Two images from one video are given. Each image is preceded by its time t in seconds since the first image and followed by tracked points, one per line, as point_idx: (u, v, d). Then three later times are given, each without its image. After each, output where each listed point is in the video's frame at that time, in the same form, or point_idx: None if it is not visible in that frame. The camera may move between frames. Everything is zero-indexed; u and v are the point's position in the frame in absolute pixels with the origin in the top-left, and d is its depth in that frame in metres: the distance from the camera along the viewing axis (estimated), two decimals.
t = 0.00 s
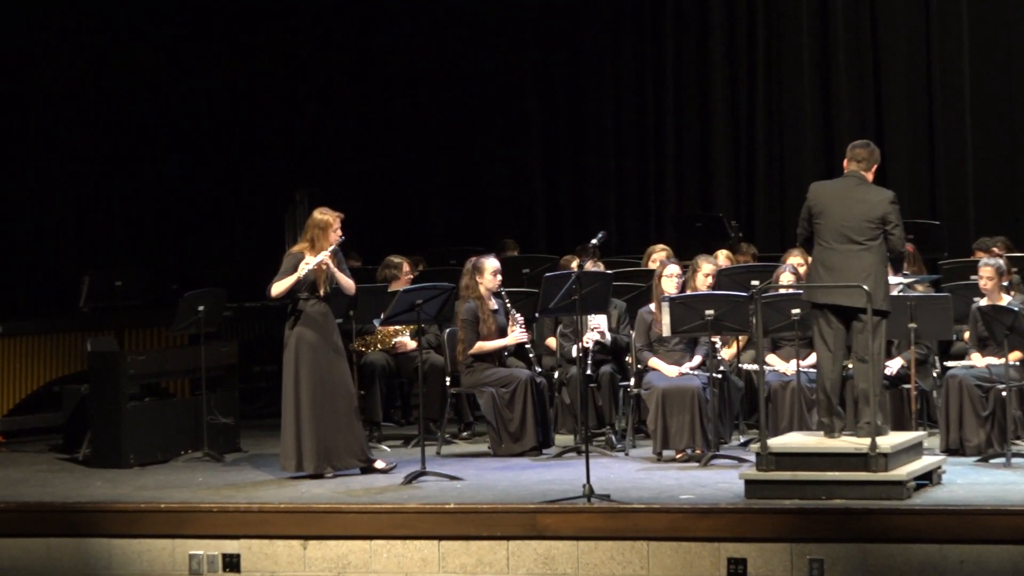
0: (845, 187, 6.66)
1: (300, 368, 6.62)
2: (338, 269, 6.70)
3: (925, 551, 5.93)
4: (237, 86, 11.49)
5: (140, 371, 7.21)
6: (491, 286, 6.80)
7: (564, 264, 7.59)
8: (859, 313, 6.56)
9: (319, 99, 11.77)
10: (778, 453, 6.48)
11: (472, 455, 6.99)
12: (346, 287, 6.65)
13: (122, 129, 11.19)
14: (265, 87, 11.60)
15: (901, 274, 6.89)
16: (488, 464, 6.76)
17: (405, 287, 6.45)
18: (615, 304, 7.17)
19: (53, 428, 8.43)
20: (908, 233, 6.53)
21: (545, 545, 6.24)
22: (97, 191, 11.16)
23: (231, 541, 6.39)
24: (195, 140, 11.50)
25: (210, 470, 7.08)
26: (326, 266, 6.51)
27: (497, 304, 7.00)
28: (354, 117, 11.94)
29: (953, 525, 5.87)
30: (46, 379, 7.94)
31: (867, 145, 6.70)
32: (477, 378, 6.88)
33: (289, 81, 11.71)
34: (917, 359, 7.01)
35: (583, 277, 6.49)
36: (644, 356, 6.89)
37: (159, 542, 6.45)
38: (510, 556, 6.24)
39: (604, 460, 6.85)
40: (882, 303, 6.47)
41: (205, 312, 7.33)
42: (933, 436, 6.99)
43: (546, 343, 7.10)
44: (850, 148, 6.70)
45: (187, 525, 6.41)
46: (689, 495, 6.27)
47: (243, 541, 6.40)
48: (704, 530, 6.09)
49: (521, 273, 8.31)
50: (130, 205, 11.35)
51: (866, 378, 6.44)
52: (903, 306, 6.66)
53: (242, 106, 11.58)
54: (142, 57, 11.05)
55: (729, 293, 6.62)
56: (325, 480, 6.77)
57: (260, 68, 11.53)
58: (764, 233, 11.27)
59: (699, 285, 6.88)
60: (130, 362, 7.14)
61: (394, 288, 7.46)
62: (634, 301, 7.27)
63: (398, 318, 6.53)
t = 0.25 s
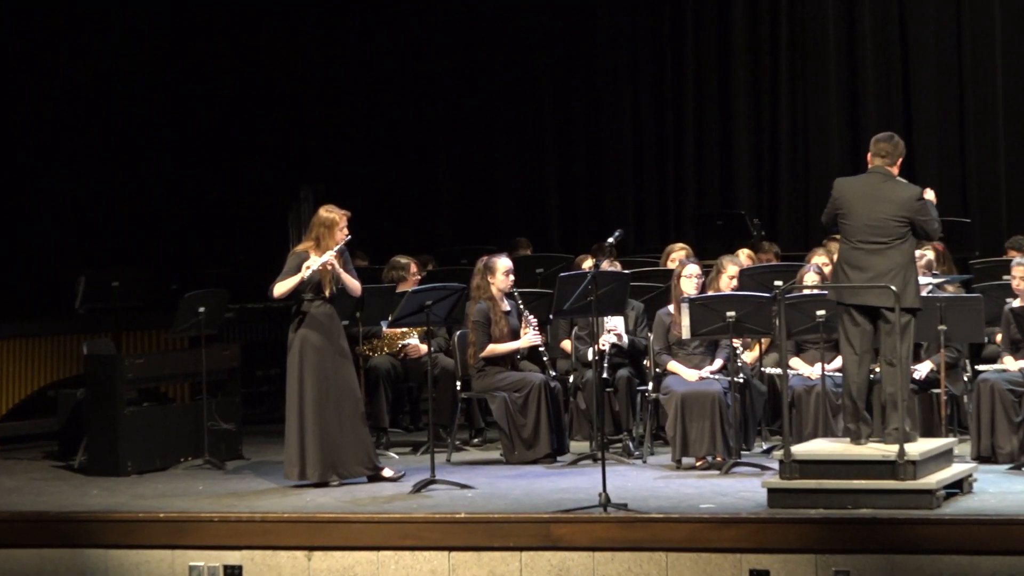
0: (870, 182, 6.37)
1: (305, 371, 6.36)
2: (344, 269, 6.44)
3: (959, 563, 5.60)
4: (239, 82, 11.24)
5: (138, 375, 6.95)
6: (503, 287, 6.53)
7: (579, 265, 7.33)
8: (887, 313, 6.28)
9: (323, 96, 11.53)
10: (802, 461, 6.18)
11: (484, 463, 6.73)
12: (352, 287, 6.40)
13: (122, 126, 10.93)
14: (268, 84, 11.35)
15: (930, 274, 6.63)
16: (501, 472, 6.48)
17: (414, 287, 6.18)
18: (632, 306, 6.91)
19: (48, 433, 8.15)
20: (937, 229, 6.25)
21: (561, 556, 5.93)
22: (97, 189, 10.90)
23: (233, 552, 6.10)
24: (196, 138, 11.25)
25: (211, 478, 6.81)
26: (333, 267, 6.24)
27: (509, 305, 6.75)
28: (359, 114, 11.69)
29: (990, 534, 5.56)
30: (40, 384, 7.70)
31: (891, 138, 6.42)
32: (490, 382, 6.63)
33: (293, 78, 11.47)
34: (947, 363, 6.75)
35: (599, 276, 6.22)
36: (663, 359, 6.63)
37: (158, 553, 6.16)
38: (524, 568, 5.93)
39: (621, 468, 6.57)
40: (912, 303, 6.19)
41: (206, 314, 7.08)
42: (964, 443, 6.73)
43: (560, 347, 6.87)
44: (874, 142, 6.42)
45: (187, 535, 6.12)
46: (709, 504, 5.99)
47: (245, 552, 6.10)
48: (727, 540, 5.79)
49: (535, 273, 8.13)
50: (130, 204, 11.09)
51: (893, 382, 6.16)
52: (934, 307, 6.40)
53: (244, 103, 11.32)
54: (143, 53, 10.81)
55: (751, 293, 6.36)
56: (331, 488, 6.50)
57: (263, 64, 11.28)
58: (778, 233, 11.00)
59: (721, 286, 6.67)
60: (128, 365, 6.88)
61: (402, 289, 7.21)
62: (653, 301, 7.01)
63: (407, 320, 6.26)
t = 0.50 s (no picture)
0: (892, 179, 6.08)
1: (304, 375, 6.10)
2: (345, 270, 6.17)
3: None
4: (237, 78, 10.99)
5: (131, 380, 6.70)
6: (511, 288, 6.29)
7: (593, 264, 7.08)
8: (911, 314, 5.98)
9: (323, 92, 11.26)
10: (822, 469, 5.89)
11: (491, 470, 6.47)
12: (354, 287, 6.12)
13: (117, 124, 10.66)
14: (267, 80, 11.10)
15: (959, 273, 6.36)
16: (509, 480, 6.21)
17: (418, 289, 5.92)
18: (646, 306, 6.66)
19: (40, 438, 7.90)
20: (963, 228, 5.94)
21: (569, 569, 5.65)
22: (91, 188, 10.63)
23: (229, 565, 5.82)
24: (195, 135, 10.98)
25: (208, 487, 6.54)
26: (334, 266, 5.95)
27: (518, 307, 6.49)
28: (361, 112, 11.41)
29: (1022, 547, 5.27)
30: (26, 390, 7.42)
31: (916, 133, 6.11)
32: (498, 387, 6.38)
33: (294, 72, 11.11)
34: (975, 366, 6.49)
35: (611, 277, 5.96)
36: (678, 363, 6.38)
37: (151, 565, 5.89)
38: None
39: (634, 476, 6.30)
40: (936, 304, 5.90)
41: (201, 316, 6.82)
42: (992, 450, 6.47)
43: (571, 350, 6.71)
44: (897, 137, 6.13)
45: (181, 547, 5.85)
46: (726, 514, 5.70)
47: (241, 564, 5.83)
48: (746, 553, 5.50)
49: (545, 273, 7.87)
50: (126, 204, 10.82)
51: (917, 387, 5.89)
52: (962, 309, 6.14)
53: (244, 100, 11.06)
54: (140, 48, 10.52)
55: (770, 294, 6.10)
56: (333, 497, 6.24)
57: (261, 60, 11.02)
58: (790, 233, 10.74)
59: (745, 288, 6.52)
60: (120, 369, 6.62)
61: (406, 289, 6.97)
62: (667, 302, 6.76)
63: (411, 322, 6.01)
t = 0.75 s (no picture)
0: (920, 177, 5.80)
1: (308, 380, 5.85)
2: (352, 269, 5.91)
3: None
4: (238, 75, 10.76)
5: (128, 384, 6.44)
6: (524, 289, 6.04)
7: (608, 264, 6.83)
8: (942, 317, 5.71)
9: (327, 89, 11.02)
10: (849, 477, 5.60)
11: (502, 479, 6.22)
12: (361, 288, 5.86)
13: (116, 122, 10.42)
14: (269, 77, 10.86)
15: (991, 274, 6.11)
16: (523, 490, 5.97)
17: (426, 290, 5.66)
18: (664, 307, 6.41)
19: (34, 445, 7.65)
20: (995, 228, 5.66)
21: None
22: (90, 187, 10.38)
23: None
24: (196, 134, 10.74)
25: (208, 496, 6.29)
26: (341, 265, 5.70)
27: (531, 308, 6.25)
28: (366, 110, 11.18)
29: None
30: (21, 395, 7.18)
31: (945, 128, 5.82)
32: (510, 392, 6.13)
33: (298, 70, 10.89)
34: (1008, 371, 6.24)
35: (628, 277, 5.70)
36: (698, 367, 6.13)
37: None
38: None
39: (652, 484, 6.04)
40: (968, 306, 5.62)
41: (201, 317, 6.56)
42: None
43: (587, 353, 6.44)
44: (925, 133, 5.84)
45: (179, 559, 5.58)
46: (749, 523, 5.43)
47: None
48: (770, 565, 5.22)
49: (560, 272, 7.69)
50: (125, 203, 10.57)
51: (947, 393, 5.61)
52: (996, 311, 5.89)
53: (246, 98, 10.81)
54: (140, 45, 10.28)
55: (794, 295, 5.85)
56: (338, 506, 5.98)
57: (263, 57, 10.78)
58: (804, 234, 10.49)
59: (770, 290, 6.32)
60: (117, 373, 6.37)
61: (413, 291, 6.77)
62: (686, 304, 6.51)
63: (420, 324, 5.76)
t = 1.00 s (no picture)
0: (951, 169, 5.42)
1: (313, 384, 5.61)
2: (359, 269, 5.68)
3: None
4: (241, 70, 10.55)
5: (126, 388, 6.20)
6: (538, 289, 5.83)
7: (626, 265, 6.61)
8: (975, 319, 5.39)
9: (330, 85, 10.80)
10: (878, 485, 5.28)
11: (515, 488, 5.98)
12: (370, 289, 5.62)
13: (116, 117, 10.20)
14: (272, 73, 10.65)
15: None
16: (537, 499, 5.71)
17: (437, 290, 5.43)
18: (684, 309, 6.19)
19: (29, 452, 7.41)
20: None
21: None
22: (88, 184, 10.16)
23: None
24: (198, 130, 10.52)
25: (209, 504, 6.05)
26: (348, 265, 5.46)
27: (545, 310, 6.03)
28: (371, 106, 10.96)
29: None
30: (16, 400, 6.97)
31: (976, 119, 5.45)
32: (524, 397, 5.90)
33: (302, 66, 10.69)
34: None
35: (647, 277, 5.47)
36: (720, 370, 5.90)
37: None
38: None
39: (672, 493, 5.79)
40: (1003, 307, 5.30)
41: (202, 319, 6.33)
42: None
43: (604, 356, 6.22)
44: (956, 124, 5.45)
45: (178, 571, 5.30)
46: (772, 535, 5.18)
47: None
48: None
49: (577, 272, 7.49)
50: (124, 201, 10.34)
51: (980, 397, 5.28)
52: None
53: (249, 94, 10.60)
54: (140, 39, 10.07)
55: (820, 296, 5.61)
56: (345, 516, 5.73)
57: (267, 52, 10.58)
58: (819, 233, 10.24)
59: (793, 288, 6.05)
60: (114, 376, 6.13)
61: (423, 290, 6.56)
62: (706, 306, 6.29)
63: (430, 326, 5.52)
